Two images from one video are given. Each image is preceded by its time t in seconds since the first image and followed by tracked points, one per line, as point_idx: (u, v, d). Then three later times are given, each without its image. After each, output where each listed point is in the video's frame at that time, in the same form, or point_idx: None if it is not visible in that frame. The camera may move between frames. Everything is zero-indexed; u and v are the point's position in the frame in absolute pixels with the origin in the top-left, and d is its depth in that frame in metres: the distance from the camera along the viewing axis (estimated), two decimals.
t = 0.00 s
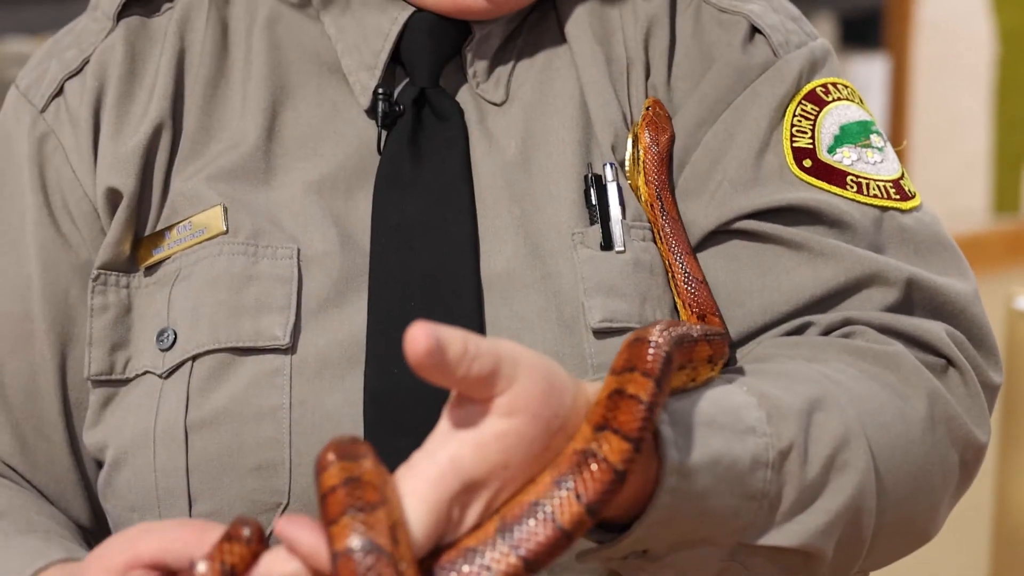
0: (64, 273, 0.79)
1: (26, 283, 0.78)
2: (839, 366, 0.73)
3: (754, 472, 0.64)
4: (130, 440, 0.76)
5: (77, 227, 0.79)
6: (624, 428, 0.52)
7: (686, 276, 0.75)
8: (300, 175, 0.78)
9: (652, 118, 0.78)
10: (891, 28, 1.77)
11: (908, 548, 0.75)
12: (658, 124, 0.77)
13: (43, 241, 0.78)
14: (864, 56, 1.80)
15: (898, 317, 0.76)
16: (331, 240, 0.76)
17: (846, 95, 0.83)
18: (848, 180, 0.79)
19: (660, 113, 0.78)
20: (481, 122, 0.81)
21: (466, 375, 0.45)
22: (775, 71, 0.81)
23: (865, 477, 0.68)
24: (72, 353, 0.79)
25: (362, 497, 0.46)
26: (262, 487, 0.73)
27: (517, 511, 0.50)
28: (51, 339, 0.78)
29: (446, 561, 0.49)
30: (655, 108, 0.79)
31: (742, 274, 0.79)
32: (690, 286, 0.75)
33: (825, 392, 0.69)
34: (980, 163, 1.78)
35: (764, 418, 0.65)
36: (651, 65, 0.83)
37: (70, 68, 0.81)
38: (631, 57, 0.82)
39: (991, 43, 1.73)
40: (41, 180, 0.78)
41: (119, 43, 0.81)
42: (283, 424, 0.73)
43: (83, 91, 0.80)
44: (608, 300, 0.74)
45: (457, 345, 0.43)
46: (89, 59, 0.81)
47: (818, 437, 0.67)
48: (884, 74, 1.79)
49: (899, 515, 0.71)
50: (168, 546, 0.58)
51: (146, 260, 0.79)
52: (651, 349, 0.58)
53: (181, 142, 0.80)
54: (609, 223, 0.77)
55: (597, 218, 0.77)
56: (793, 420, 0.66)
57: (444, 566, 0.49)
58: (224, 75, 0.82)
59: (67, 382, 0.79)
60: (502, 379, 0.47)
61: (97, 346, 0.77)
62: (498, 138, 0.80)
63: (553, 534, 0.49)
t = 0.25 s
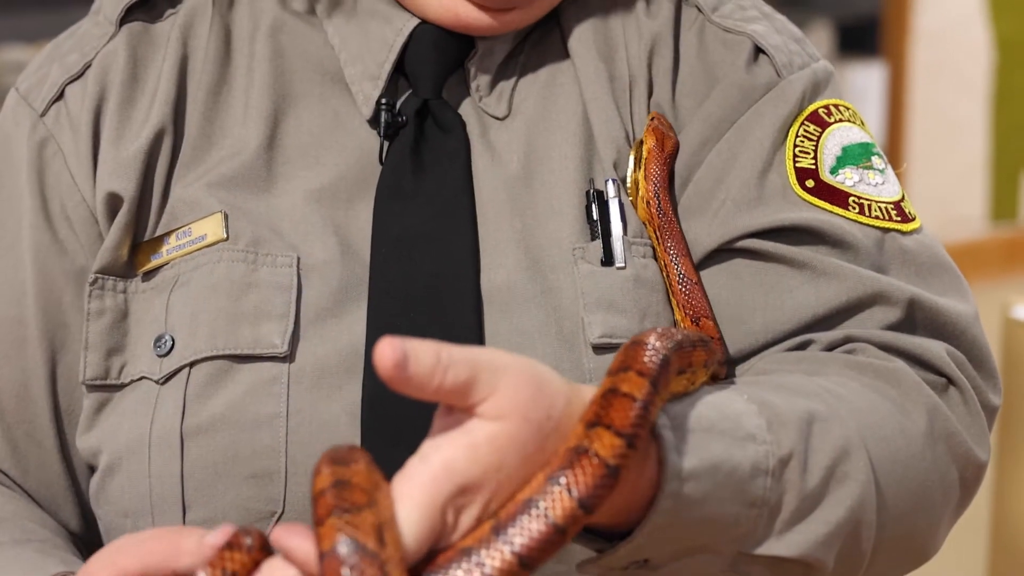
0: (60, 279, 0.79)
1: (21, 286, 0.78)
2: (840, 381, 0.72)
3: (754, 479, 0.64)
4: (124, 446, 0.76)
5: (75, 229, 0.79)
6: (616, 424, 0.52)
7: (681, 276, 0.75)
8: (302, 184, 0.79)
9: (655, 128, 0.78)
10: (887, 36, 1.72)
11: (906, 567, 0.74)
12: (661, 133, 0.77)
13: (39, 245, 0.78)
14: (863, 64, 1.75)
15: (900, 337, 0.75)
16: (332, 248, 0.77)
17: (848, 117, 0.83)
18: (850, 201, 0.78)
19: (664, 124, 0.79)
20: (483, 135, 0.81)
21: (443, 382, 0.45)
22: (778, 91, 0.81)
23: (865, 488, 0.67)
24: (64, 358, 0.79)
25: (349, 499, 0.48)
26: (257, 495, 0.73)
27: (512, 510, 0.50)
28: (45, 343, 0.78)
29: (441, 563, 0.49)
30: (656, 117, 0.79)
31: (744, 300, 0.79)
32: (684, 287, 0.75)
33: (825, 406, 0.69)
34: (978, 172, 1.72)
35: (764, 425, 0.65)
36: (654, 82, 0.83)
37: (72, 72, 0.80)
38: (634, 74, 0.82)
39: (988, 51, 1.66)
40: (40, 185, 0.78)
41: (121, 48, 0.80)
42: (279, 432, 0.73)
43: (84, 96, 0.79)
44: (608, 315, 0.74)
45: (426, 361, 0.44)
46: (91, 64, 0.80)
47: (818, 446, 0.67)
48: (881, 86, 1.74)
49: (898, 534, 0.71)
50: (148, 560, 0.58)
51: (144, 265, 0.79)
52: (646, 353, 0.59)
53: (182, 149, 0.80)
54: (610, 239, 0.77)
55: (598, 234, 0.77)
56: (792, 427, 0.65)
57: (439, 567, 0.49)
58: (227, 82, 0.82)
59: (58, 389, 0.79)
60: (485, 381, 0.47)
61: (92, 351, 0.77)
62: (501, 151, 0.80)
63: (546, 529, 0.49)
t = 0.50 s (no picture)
0: (50, 292, 0.78)
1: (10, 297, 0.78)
2: (834, 394, 0.72)
3: (744, 494, 0.64)
4: (115, 457, 0.75)
5: (65, 241, 0.79)
6: (605, 449, 0.52)
7: (674, 284, 0.75)
8: (295, 195, 0.79)
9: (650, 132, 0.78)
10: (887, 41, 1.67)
11: None
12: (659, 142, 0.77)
13: (30, 257, 0.77)
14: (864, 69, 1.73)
15: (895, 349, 0.75)
16: (325, 260, 0.77)
17: (843, 130, 0.83)
18: (845, 214, 0.78)
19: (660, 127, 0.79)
20: (477, 147, 0.81)
21: (428, 414, 0.46)
22: (773, 104, 0.81)
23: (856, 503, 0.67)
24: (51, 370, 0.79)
25: (340, 535, 0.47)
26: (249, 506, 0.73)
27: (503, 538, 0.49)
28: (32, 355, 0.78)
29: None
30: (652, 119, 0.79)
31: (738, 308, 0.78)
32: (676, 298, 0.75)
33: (817, 420, 0.68)
34: (977, 177, 1.70)
35: (754, 441, 0.65)
36: (649, 94, 0.83)
37: (65, 82, 0.80)
38: (629, 88, 0.82)
39: (988, 57, 1.63)
40: (31, 200, 0.78)
41: (114, 59, 0.81)
42: (272, 443, 0.73)
43: (77, 106, 0.80)
44: (601, 327, 0.74)
45: (408, 396, 0.45)
46: (84, 74, 0.81)
47: (809, 461, 0.67)
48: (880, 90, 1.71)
49: (891, 546, 0.71)
50: None
51: (136, 275, 0.79)
52: (638, 375, 0.59)
53: (176, 159, 0.80)
54: (603, 251, 0.77)
55: (591, 245, 0.77)
56: (783, 444, 0.65)
57: None
58: (221, 92, 0.82)
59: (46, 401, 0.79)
60: (472, 412, 0.47)
61: (84, 361, 0.77)
62: (495, 163, 0.80)
63: (537, 555, 0.49)
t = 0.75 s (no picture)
0: (31, 308, 0.78)
1: None
2: (830, 394, 0.71)
3: (733, 494, 0.63)
4: (103, 471, 0.75)
5: (46, 257, 0.79)
6: (580, 452, 0.54)
7: (667, 304, 0.74)
8: (283, 207, 0.78)
9: (641, 140, 0.78)
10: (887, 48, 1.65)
11: None
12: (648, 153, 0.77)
13: (13, 269, 0.78)
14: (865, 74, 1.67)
15: (893, 349, 0.74)
16: (313, 272, 0.76)
17: (833, 139, 0.82)
18: (840, 221, 0.77)
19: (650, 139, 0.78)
20: (467, 158, 0.80)
21: (400, 421, 0.48)
22: (763, 115, 0.80)
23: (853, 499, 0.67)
24: (32, 387, 0.78)
25: (310, 541, 0.51)
26: (238, 519, 0.73)
27: (478, 540, 0.50)
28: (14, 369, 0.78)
29: None
30: (640, 127, 0.79)
31: (736, 323, 0.77)
32: (670, 316, 0.74)
33: (811, 419, 0.68)
34: (979, 181, 1.69)
35: (745, 440, 0.65)
36: (639, 105, 0.82)
37: (50, 97, 0.81)
38: (617, 101, 0.82)
39: (989, 62, 1.63)
40: (16, 223, 0.78)
41: (99, 74, 0.81)
42: (261, 457, 0.73)
43: (62, 121, 0.80)
44: (588, 338, 0.73)
45: (378, 405, 0.47)
46: (69, 89, 0.81)
47: (800, 462, 0.66)
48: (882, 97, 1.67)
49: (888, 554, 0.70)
50: None
51: (122, 289, 0.79)
52: (621, 375, 0.60)
53: (162, 172, 0.80)
54: (591, 264, 0.76)
55: (579, 257, 0.76)
56: (775, 443, 0.65)
57: None
58: (208, 105, 0.82)
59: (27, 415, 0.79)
60: (444, 419, 0.49)
61: (68, 376, 0.77)
62: (485, 175, 0.79)
63: (512, 556, 0.50)
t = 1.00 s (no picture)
0: (15, 335, 0.80)
1: None
2: (830, 404, 0.70)
3: (729, 503, 0.63)
4: (98, 495, 0.75)
5: (33, 284, 0.80)
6: (568, 461, 0.56)
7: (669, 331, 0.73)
8: (280, 230, 0.79)
9: (639, 161, 0.78)
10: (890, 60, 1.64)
11: None
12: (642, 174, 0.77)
13: None
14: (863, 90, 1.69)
15: (897, 358, 0.73)
16: (309, 292, 0.76)
17: (832, 157, 0.81)
18: (843, 236, 0.77)
19: (648, 158, 0.78)
20: (464, 180, 0.80)
21: (386, 431, 0.51)
22: (761, 134, 0.79)
23: (854, 508, 0.66)
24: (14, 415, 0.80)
25: (294, 550, 0.52)
26: (235, 541, 0.72)
27: (467, 547, 0.53)
28: None
29: None
30: (638, 147, 0.79)
31: (740, 341, 0.76)
32: (670, 336, 0.73)
33: (809, 428, 0.67)
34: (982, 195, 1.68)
35: (740, 450, 0.65)
36: (637, 124, 0.82)
37: (40, 126, 0.83)
38: (614, 121, 0.82)
39: (990, 79, 1.63)
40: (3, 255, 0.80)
41: (88, 103, 0.84)
42: (257, 477, 0.73)
43: (50, 150, 0.82)
44: (584, 356, 0.73)
45: (366, 415, 0.50)
46: (58, 117, 0.84)
47: (799, 470, 0.66)
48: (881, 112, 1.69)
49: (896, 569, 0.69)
50: None
51: (114, 314, 0.80)
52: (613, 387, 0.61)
53: (153, 196, 0.82)
54: (588, 281, 0.76)
55: (576, 275, 0.76)
56: (771, 452, 0.65)
57: None
58: (202, 131, 0.83)
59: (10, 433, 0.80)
60: (430, 429, 0.52)
61: (61, 401, 0.77)
62: (482, 195, 0.79)
63: (498, 561, 0.52)
